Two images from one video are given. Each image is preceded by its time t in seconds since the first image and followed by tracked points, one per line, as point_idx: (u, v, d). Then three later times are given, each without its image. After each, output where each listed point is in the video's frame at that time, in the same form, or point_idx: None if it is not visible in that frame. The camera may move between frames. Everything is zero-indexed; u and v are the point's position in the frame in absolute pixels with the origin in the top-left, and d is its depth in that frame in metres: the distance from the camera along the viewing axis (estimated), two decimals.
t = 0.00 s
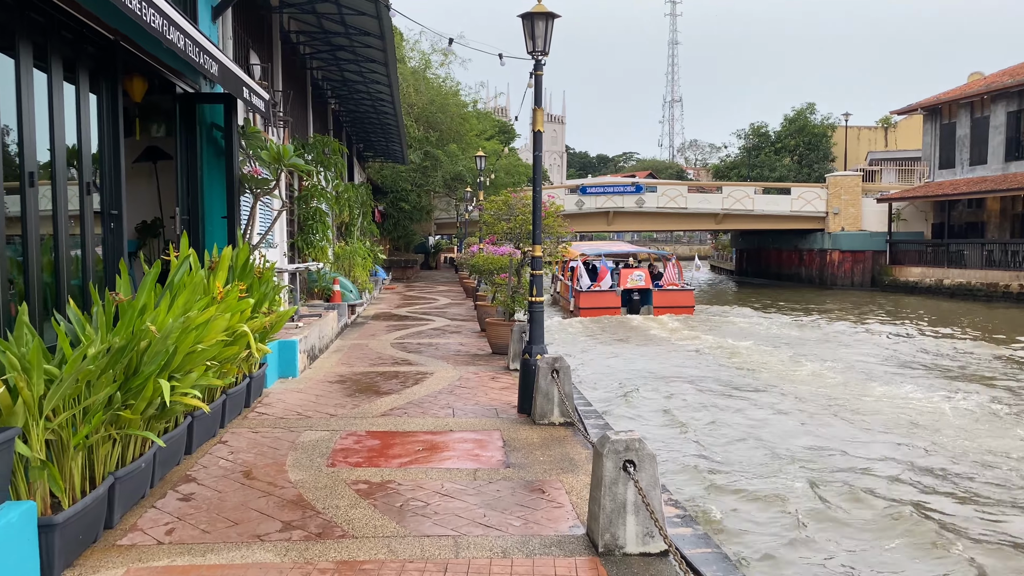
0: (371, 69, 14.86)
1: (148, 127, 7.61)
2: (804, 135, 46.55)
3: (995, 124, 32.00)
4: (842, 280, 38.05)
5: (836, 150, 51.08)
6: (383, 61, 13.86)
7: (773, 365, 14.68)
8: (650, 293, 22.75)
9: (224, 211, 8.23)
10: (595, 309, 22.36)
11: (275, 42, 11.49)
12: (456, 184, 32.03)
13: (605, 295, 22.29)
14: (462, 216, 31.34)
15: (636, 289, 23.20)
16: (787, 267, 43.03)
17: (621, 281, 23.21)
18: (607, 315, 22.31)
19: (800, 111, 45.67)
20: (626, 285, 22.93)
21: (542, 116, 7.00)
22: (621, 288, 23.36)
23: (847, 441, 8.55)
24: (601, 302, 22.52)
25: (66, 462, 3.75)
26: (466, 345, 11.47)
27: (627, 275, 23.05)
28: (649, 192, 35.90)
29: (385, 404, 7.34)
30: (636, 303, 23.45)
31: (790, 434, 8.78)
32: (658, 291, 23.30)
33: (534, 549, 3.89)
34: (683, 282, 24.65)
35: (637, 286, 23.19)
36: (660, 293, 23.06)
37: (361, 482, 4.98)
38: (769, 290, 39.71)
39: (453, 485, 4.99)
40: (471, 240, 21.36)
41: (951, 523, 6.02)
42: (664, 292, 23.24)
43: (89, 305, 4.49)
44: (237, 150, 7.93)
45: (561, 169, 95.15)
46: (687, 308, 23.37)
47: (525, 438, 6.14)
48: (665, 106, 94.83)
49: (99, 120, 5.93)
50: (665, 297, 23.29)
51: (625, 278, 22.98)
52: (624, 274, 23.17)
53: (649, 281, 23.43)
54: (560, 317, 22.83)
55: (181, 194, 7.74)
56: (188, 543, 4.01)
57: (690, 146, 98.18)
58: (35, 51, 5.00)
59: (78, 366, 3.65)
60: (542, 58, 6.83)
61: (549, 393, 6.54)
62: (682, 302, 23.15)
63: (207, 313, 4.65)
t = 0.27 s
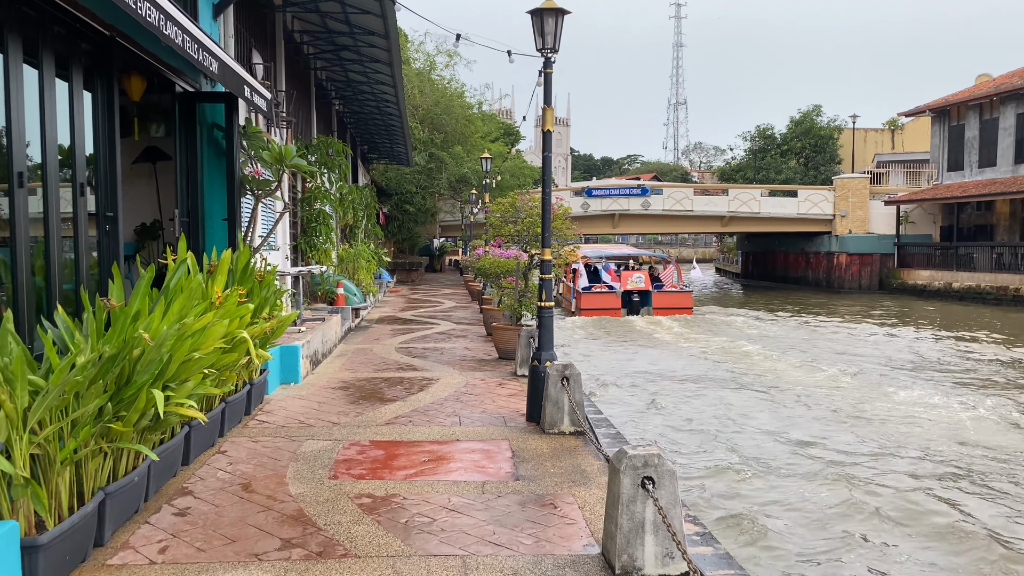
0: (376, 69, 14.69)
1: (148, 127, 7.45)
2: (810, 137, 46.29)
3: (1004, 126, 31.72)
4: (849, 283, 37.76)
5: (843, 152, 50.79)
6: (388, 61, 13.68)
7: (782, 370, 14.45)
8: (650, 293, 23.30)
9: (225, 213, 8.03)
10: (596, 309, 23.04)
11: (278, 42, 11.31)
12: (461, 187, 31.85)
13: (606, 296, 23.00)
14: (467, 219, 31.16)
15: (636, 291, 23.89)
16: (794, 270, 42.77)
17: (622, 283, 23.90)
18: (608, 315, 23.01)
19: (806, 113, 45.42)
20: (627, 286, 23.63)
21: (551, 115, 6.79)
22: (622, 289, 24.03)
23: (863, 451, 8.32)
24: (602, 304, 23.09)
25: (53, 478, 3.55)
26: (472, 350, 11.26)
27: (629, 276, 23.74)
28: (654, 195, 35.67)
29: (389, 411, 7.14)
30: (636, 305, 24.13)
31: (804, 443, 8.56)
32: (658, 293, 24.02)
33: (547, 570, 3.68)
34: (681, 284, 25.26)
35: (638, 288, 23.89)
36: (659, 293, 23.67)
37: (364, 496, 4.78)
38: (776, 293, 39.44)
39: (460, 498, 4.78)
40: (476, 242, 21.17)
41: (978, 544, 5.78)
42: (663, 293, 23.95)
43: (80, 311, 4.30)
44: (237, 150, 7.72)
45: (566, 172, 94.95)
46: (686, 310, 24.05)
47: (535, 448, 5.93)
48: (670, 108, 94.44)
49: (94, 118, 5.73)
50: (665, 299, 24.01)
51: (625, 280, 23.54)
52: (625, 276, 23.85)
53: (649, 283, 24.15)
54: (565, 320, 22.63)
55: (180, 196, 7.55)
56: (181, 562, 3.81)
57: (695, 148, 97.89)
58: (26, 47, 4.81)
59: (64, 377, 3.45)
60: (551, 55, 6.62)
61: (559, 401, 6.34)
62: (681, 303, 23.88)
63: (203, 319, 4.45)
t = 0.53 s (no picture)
0: (382, 75, 14.52)
1: (148, 130, 7.37)
2: (818, 144, 46.02)
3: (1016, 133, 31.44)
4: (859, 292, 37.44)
5: (851, 159, 50.49)
6: (394, 66, 13.52)
7: (794, 381, 14.20)
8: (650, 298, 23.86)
9: (227, 218, 7.83)
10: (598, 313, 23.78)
11: (284, 45, 11.15)
12: (467, 193, 31.68)
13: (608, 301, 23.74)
14: (473, 226, 31.01)
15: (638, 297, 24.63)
16: (803, 278, 42.47)
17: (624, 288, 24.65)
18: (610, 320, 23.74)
19: (814, 120, 45.17)
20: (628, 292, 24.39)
21: (562, 118, 6.59)
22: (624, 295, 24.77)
23: (882, 467, 8.07)
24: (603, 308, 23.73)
25: (35, 496, 3.35)
26: (479, 358, 11.04)
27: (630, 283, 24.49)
28: (662, 202, 35.43)
29: (394, 423, 6.92)
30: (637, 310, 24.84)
31: (820, 458, 8.31)
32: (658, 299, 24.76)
33: None
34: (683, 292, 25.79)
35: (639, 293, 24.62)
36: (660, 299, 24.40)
37: (366, 513, 4.57)
38: (784, 301, 39.14)
39: (466, 516, 4.56)
40: (483, 249, 20.98)
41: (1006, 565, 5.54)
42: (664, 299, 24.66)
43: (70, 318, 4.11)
44: (240, 154, 7.52)
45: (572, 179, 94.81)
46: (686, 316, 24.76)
47: (545, 462, 5.71)
48: (676, 116, 94.24)
49: (89, 119, 5.55)
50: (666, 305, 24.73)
51: (626, 285, 24.13)
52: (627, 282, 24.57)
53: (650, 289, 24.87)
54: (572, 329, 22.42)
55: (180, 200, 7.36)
56: None
57: (702, 156, 97.67)
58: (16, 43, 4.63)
59: (47, 389, 3.25)
60: (562, 55, 6.42)
61: (569, 413, 6.12)
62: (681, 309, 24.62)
63: (199, 329, 4.25)
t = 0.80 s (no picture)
0: (389, 73, 14.32)
1: (146, 127, 7.18)
2: (828, 145, 45.63)
3: None
4: (870, 293, 37.08)
5: (861, 160, 50.07)
6: (400, 64, 13.29)
7: (807, 386, 13.92)
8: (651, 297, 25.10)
9: (227, 218, 7.61)
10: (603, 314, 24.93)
11: (288, 42, 10.94)
12: (474, 194, 31.45)
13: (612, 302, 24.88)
14: (480, 227, 30.80)
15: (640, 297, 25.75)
16: (813, 279, 42.11)
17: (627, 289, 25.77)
18: (614, 320, 24.91)
19: (824, 120, 44.80)
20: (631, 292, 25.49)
21: (573, 114, 6.36)
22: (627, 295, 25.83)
23: (904, 477, 7.80)
24: (607, 308, 25.34)
25: (17, 513, 3.14)
26: (486, 362, 10.81)
27: (633, 284, 25.58)
28: (670, 203, 35.12)
29: (399, 429, 6.70)
30: (639, 310, 25.96)
31: (839, 467, 8.04)
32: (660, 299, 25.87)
33: None
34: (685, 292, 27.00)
35: (642, 294, 25.75)
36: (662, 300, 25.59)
37: (370, 528, 4.34)
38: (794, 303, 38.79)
39: (474, 531, 4.34)
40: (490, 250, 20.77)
41: None
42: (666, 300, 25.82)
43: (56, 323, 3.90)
44: (241, 152, 7.30)
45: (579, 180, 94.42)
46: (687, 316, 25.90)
47: (556, 473, 5.47)
48: (684, 117, 93.79)
49: (83, 115, 5.35)
50: (667, 305, 25.86)
51: (630, 286, 25.53)
52: (630, 283, 25.68)
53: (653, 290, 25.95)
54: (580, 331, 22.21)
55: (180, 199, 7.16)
56: None
57: (710, 157, 97.29)
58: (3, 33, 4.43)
59: (28, 400, 3.03)
60: (574, 49, 6.19)
61: (581, 421, 5.89)
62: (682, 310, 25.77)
63: (193, 334, 4.04)
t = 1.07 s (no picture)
0: (392, 69, 14.10)
1: (142, 122, 6.98)
2: (833, 145, 45.35)
3: None
4: (876, 294, 36.81)
5: (866, 161, 49.77)
6: (404, 60, 13.08)
7: (817, 389, 13.67)
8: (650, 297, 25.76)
9: (226, 215, 7.39)
10: (603, 312, 25.45)
11: (290, 37, 10.72)
12: (478, 193, 31.23)
13: (612, 301, 25.40)
14: (484, 226, 30.58)
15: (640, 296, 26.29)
16: (819, 280, 41.83)
17: (627, 288, 26.27)
18: (614, 318, 25.44)
19: (829, 120, 44.52)
20: (631, 292, 26.02)
21: (584, 108, 6.13)
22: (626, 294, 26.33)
23: (923, 484, 7.57)
24: (607, 307, 25.76)
25: None
26: (491, 363, 10.58)
27: (633, 283, 26.13)
28: (675, 203, 34.88)
29: (403, 434, 6.48)
30: (639, 309, 26.47)
31: (857, 473, 7.80)
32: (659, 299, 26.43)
33: None
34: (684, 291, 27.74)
35: (642, 293, 26.26)
36: (661, 300, 26.11)
37: (372, 541, 4.12)
38: (800, 304, 38.51)
39: (482, 544, 4.11)
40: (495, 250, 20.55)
41: None
42: (665, 300, 26.33)
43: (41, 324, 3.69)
44: (240, 147, 7.09)
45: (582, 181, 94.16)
46: (685, 315, 26.46)
47: (567, 481, 5.25)
48: (688, 117, 93.50)
49: (74, 107, 5.14)
50: (666, 304, 26.36)
51: (630, 286, 26.08)
52: (630, 283, 26.19)
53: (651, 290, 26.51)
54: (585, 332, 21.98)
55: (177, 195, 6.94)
56: None
57: (714, 157, 96.98)
58: None
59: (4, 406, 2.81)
60: (584, 41, 5.97)
61: (592, 426, 5.67)
62: (681, 309, 26.32)
63: (186, 335, 3.83)
